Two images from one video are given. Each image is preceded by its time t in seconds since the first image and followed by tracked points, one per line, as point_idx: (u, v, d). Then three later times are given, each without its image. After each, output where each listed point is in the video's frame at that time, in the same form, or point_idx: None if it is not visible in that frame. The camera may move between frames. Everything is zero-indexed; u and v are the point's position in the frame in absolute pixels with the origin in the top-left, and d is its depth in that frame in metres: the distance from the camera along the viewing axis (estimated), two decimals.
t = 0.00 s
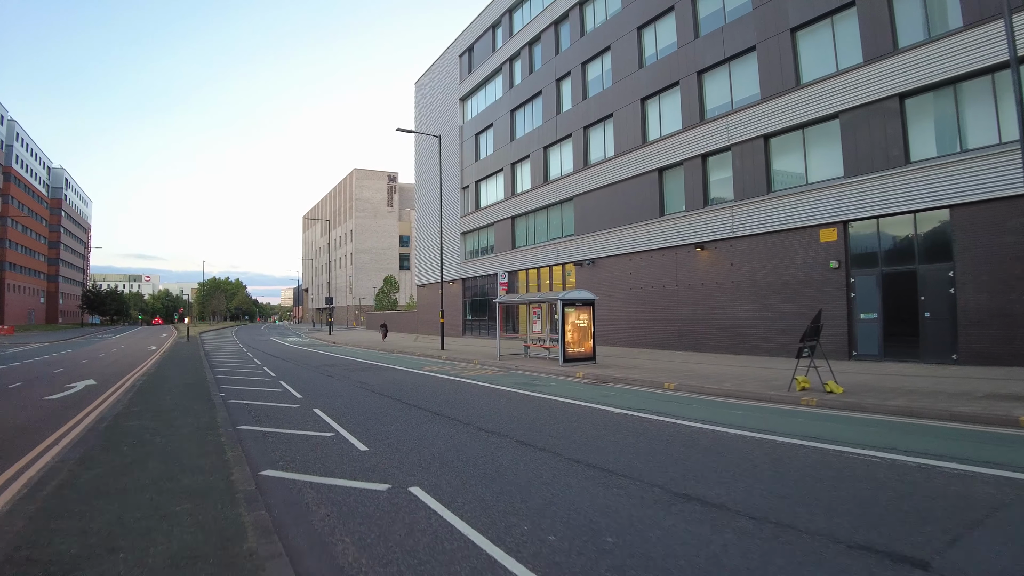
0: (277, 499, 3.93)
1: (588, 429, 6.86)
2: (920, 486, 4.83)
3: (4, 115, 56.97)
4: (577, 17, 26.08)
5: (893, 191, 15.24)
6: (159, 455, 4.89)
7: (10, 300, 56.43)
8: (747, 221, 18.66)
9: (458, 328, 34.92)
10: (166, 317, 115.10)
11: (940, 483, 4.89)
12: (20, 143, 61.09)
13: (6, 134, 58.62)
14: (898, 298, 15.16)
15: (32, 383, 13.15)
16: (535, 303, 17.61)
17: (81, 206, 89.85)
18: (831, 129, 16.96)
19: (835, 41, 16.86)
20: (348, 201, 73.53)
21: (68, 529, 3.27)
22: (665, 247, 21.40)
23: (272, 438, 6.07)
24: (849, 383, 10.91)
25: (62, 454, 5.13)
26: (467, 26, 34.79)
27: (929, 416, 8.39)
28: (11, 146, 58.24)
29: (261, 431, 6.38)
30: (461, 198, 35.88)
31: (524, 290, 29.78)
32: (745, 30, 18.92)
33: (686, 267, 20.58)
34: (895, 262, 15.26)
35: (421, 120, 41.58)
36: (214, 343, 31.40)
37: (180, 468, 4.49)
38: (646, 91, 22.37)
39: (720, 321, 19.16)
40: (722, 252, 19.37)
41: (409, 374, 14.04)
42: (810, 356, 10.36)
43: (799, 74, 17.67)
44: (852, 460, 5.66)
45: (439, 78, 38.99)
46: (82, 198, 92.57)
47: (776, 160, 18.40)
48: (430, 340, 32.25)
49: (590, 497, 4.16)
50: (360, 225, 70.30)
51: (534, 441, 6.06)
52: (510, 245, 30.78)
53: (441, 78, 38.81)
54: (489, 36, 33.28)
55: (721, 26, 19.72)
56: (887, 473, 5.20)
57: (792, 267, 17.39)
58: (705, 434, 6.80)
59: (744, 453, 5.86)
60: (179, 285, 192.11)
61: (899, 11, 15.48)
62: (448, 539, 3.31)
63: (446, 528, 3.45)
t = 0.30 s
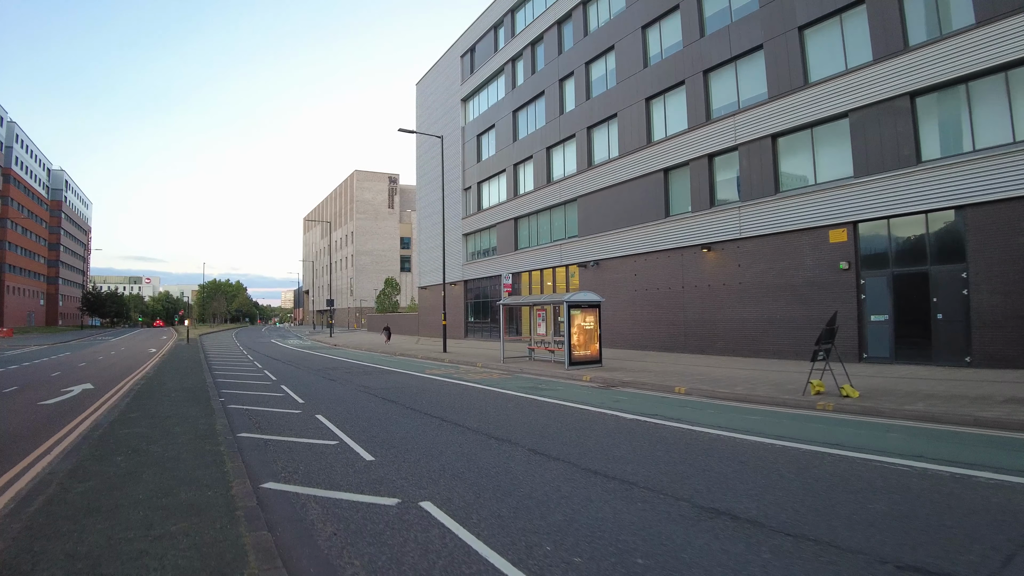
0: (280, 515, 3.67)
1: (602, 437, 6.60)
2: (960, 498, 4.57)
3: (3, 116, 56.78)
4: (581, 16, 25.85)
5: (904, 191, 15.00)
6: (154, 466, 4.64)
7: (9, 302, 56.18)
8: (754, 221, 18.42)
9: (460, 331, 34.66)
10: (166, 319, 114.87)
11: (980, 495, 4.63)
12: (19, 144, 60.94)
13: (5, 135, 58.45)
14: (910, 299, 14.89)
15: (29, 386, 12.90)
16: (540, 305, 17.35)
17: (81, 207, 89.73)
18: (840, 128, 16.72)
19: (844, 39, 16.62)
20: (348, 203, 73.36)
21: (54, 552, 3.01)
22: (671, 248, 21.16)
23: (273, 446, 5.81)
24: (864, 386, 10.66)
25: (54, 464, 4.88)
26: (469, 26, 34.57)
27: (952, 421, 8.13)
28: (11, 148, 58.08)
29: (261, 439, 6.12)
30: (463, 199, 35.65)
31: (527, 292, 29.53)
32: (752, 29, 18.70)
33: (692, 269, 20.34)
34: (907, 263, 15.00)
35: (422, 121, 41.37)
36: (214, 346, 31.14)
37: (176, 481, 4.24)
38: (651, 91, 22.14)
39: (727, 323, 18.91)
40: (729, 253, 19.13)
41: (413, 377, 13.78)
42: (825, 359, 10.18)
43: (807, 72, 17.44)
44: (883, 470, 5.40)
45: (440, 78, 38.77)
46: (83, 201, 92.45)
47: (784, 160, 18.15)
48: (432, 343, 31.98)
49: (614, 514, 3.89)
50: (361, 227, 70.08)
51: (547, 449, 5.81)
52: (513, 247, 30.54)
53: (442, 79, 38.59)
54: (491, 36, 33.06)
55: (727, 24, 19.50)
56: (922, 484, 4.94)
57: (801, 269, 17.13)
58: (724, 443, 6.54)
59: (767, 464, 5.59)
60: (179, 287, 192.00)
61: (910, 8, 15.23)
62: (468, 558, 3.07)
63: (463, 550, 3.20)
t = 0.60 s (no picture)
0: (290, 528, 3.44)
1: (619, 442, 6.38)
2: (1004, 508, 4.33)
3: (6, 118, 56.71)
4: (586, 17, 25.69)
5: (917, 191, 14.75)
6: (157, 473, 4.43)
7: (11, 304, 56.07)
8: (764, 222, 18.19)
9: (464, 333, 34.47)
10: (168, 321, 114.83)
11: None
12: (22, 146, 60.99)
13: (9, 137, 58.50)
14: (923, 301, 14.64)
15: (30, 389, 12.69)
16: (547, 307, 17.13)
17: (83, 209, 89.85)
18: (851, 128, 16.50)
19: (854, 38, 16.41)
20: (351, 205, 73.31)
21: (47, 569, 2.79)
22: (678, 250, 20.94)
23: (280, 452, 5.60)
24: (882, 389, 10.43)
25: (51, 470, 4.67)
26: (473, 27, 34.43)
27: (978, 425, 7.88)
28: (13, 150, 58.14)
29: (267, 444, 5.90)
30: (467, 200, 35.49)
31: (531, 294, 29.32)
32: (760, 27, 18.50)
33: (700, 270, 20.10)
34: (920, 264, 14.74)
35: (425, 123, 41.27)
36: (216, 348, 30.98)
37: (180, 490, 4.01)
38: (657, 91, 21.95)
39: (736, 325, 18.68)
40: (738, 254, 18.92)
41: (419, 380, 13.56)
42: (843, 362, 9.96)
43: (817, 71, 17.22)
44: (917, 478, 5.15)
45: (444, 80, 38.64)
46: (85, 203, 92.52)
47: (793, 160, 17.93)
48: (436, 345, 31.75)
49: (644, 528, 3.66)
50: (364, 229, 69.96)
51: (565, 455, 5.58)
52: (517, 249, 30.34)
53: (446, 80, 38.48)
54: (495, 37, 32.93)
55: (735, 24, 19.31)
56: (961, 493, 4.70)
57: (812, 270, 16.89)
58: (747, 448, 6.30)
59: (795, 472, 5.35)
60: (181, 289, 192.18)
61: (922, 6, 15.01)
62: (494, 574, 2.85)
63: (487, 565, 2.97)
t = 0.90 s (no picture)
0: (297, 547, 3.21)
1: (635, 452, 6.15)
2: None
3: (6, 119, 56.52)
4: (590, 17, 25.53)
5: (928, 192, 14.54)
6: (155, 485, 4.20)
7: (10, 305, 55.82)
8: (771, 224, 17.98)
9: (466, 336, 34.25)
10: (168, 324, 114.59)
11: None
12: (22, 148, 60.87)
13: (8, 138, 58.35)
14: (935, 304, 14.41)
15: (27, 393, 12.44)
16: (551, 310, 16.89)
17: (83, 211, 89.71)
18: (861, 129, 16.30)
19: (863, 37, 16.23)
20: (352, 207, 73.11)
21: None
22: (684, 252, 20.72)
23: (284, 460, 5.38)
24: (897, 393, 10.20)
25: (45, 481, 4.44)
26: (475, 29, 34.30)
27: (1002, 431, 7.65)
28: (13, 152, 57.97)
29: (270, 452, 5.68)
30: (469, 202, 35.30)
31: (534, 296, 29.10)
32: (768, 27, 18.33)
33: (706, 273, 19.89)
34: (931, 266, 14.52)
35: (427, 124, 41.10)
36: (217, 351, 30.74)
37: (179, 504, 3.78)
38: (663, 92, 21.77)
39: (743, 328, 18.47)
40: (745, 256, 18.70)
41: (424, 384, 13.32)
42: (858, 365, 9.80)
43: (825, 72, 17.04)
44: (952, 489, 4.92)
45: (446, 81, 38.48)
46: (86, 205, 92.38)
47: (801, 162, 17.73)
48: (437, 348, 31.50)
49: (675, 546, 3.43)
50: (364, 232, 69.74)
51: (583, 466, 5.36)
52: (520, 251, 30.12)
53: (448, 82, 38.32)
54: (498, 38, 32.79)
55: (741, 24, 19.15)
56: (1001, 505, 4.47)
57: (820, 273, 16.68)
58: (769, 458, 6.06)
59: (823, 485, 5.11)
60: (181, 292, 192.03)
61: (933, 5, 14.82)
62: None
63: None
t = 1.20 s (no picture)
0: (301, 563, 2.96)
1: (651, 456, 5.91)
2: None
3: (3, 119, 56.17)
4: (592, 15, 25.29)
5: (939, 189, 14.32)
6: (148, 494, 3.95)
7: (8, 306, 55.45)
8: (778, 223, 17.75)
9: (467, 336, 34.04)
10: (167, 325, 114.16)
11: None
12: (20, 148, 60.53)
13: (7, 138, 58.03)
14: (946, 303, 14.17)
15: (22, 395, 12.18)
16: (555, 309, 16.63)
17: (82, 212, 89.38)
18: (869, 126, 16.07)
19: (871, 33, 16.00)
20: (352, 208, 72.82)
21: None
22: (688, 251, 20.49)
23: (285, 466, 5.13)
24: (912, 394, 9.98)
25: (30, 490, 4.18)
26: (476, 27, 34.06)
27: None
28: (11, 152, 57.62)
29: (270, 457, 5.43)
30: (470, 202, 35.04)
31: (536, 296, 28.86)
32: (773, 24, 18.12)
33: (711, 272, 19.65)
34: (941, 264, 14.29)
35: (427, 124, 40.83)
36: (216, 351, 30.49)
37: (173, 516, 3.53)
38: (666, 89, 21.54)
39: (750, 328, 18.24)
40: (751, 255, 18.47)
41: (427, 385, 13.09)
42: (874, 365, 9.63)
43: (832, 68, 16.82)
44: (988, 496, 4.68)
45: (447, 80, 38.21)
46: (84, 206, 91.97)
47: (808, 159, 17.50)
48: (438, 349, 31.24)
49: (706, 561, 3.19)
50: (364, 232, 69.43)
51: (598, 471, 5.13)
52: (521, 250, 29.89)
53: (448, 80, 38.04)
54: (499, 36, 32.54)
55: (747, 20, 18.93)
56: None
57: (828, 272, 16.45)
58: (790, 463, 5.84)
59: (851, 491, 4.88)
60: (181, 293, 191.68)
61: None
62: None
63: None
